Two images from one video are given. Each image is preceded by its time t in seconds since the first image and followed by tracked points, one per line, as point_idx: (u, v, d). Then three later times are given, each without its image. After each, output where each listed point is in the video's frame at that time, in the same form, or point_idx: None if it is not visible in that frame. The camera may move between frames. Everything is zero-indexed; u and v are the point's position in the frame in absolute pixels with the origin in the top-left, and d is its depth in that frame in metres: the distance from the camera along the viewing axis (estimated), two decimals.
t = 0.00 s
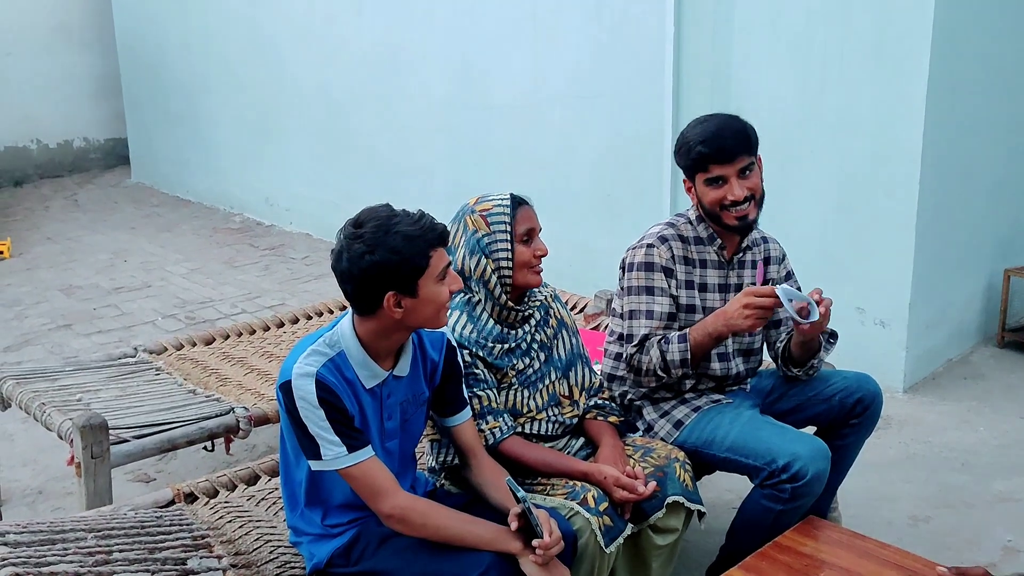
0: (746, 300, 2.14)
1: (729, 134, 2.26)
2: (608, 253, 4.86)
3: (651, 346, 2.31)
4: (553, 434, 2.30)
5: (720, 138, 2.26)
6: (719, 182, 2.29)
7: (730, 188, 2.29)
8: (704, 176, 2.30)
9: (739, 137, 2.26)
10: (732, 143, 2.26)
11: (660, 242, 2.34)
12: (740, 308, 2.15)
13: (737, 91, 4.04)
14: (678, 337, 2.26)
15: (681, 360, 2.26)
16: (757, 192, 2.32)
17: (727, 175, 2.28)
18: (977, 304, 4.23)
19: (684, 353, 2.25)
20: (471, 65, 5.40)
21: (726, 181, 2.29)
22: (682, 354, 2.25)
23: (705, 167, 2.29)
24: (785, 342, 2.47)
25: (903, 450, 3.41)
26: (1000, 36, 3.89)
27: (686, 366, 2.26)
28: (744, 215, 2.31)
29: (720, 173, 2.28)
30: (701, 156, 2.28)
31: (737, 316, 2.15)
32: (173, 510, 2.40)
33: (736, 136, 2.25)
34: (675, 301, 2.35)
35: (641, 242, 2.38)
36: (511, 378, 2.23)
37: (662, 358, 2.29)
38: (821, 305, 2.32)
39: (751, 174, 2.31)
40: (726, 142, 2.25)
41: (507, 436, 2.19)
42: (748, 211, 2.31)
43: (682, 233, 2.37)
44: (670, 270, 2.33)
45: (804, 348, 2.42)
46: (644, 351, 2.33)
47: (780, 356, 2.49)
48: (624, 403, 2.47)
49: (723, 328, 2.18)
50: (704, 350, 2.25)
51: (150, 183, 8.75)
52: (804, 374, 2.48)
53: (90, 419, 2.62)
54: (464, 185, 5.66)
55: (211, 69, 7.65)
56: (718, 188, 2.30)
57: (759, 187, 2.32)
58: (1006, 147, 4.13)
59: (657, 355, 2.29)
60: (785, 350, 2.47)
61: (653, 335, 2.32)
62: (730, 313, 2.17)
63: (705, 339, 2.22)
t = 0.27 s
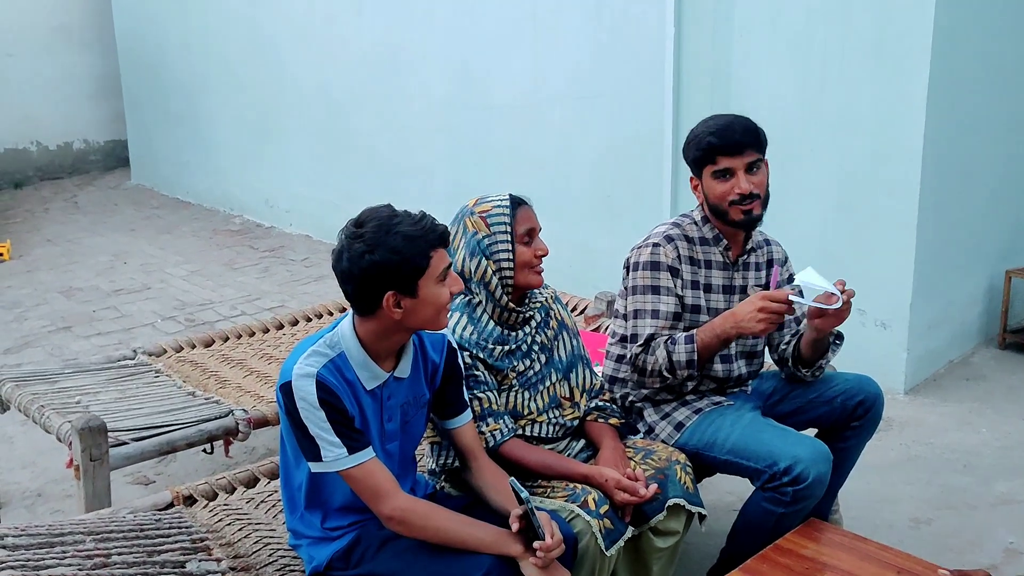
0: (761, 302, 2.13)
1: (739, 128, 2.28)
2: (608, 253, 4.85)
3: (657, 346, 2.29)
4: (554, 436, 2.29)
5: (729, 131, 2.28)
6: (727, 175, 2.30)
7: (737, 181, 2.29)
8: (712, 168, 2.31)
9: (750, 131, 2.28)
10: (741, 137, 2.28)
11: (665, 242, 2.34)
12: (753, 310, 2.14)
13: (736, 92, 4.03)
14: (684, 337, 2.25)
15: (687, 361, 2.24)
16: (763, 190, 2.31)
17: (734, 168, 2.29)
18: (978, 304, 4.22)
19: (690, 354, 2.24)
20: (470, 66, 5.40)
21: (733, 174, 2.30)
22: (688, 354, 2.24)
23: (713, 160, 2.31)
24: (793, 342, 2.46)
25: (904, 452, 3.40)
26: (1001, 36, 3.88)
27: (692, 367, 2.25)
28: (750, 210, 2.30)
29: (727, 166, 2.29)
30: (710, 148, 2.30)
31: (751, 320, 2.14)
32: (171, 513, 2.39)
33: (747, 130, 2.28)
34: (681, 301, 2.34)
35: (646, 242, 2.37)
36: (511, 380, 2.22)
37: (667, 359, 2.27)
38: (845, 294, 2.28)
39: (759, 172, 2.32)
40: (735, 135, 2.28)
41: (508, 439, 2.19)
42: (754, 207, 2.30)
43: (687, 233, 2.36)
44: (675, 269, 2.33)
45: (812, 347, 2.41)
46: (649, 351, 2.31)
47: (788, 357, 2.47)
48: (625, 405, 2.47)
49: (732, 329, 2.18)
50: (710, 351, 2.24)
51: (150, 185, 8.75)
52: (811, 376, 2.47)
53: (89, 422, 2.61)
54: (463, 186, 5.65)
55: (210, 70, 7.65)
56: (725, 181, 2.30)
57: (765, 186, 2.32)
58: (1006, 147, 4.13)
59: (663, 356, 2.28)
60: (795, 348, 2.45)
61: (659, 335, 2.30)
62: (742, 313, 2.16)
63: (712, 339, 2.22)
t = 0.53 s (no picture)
0: (760, 304, 2.13)
1: (762, 126, 2.32)
2: (608, 256, 4.85)
3: (651, 342, 2.30)
4: (553, 438, 2.29)
5: (752, 124, 2.33)
6: (738, 164, 2.34)
7: (745, 172, 2.32)
8: (727, 155, 2.36)
9: (773, 132, 2.32)
10: (761, 133, 2.32)
11: (664, 239, 2.34)
12: (752, 311, 2.14)
13: (735, 95, 4.05)
14: (680, 334, 2.25)
15: (681, 359, 2.25)
16: (767, 191, 2.33)
17: (747, 159, 2.33)
18: (977, 307, 4.23)
19: (685, 351, 2.24)
20: (470, 69, 5.41)
21: (744, 164, 2.33)
22: (683, 351, 2.24)
23: (729, 147, 2.35)
24: (794, 344, 2.47)
25: (903, 453, 3.41)
26: (999, 39, 3.89)
27: (687, 365, 2.25)
28: (749, 203, 2.31)
29: (741, 155, 2.33)
30: (729, 135, 2.34)
31: (746, 319, 2.14)
32: (172, 515, 2.39)
33: (771, 130, 2.32)
34: (677, 298, 2.34)
35: (645, 239, 2.37)
36: (510, 382, 2.23)
37: (662, 355, 2.28)
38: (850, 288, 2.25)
39: (768, 172, 2.34)
40: (755, 128, 2.32)
41: (507, 441, 2.19)
42: (753, 203, 2.32)
43: (687, 232, 2.37)
44: (673, 266, 2.33)
45: (813, 347, 2.41)
46: (644, 347, 2.32)
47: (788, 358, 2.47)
48: (624, 407, 2.47)
49: (729, 328, 2.18)
50: (704, 348, 2.24)
51: (149, 187, 8.76)
52: (812, 377, 2.47)
53: (90, 424, 2.61)
54: (463, 189, 5.66)
55: (210, 73, 7.66)
56: (734, 170, 2.34)
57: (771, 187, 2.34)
58: (1005, 149, 4.14)
59: (657, 352, 2.28)
60: (797, 349, 2.46)
61: (653, 331, 2.30)
62: (740, 313, 2.16)
63: (707, 337, 2.22)
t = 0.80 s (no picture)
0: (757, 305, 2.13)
1: (758, 130, 2.32)
2: (605, 259, 4.86)
3: (651, 346, 2.30)
4: (550, 441, 2.29)
5: (749, 129, 2.32)
6: (734, 170, 2.34)
7: (742, 178, 2.32)
8: (724, 162, 2.35)
9: (768, 135, 2.32)
10: (758, 138, 2.31)
11: (665, 243, 2.34)
12: (751, 314, 2.14)
13: (732, 98, 4.05)
14: (679, 338, 2.26)
15: (681, 362, 2.25)
16: (766, 196, 2.33)
17: (743, 165, 2.33)
18: (974, 309, 4.23)
19: (684, 355, 2.24)
20: (467, 72, 5.41)
21: (741, 170, 2.33)
22: (682, 355, 2.24)
23: (726, 153, 2.35)
24: (789, 344, 2.47)
25: (900, 456, 3.41)
26: (995, 42, 3.90)
27: (686, 369, 2.25)
28: (747, 211, 2.32)
29: (738, 161, 2.33)
30: (725, 141, 2.34)
31: (748, 327, 2.15)
32: (169, 518, 2.39)
33: (766, 134, 2.31)
34: (677, 302, 2.34)
35: (645, 242, 2.37)
36: (507, 385, 2.23)
37: (661, 359, 2.28)
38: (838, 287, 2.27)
39: (766, 177, 2.34)
40: (751, 134, 2.31)
41: (504, 444, 2.19)
42: (752, 209, 2.32)
43: (687, 235, 2.37)
44: (673, 270, 2.33)
45: (809, 347, 2.41)
46: (644, 350, 2.32)
47: (785, 359, 2.47)
48: (622, 409, 2.46)
49: (729, 330, 2.19)
50: (704, 353, 2.25)
51: (147, 190, 8.75)
52: (809, 378, 2.47)
53: (87, 427, 2.61)
54: (460, 192, 5.66)
55: (208, 75, 7.66)
56: (731, 176, 2.34)
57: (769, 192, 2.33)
58: (1002, 152, 4.14)
59: (657, 356, 2.28)
60: (793, 350, 2.46)
61: (654, 335, 2.30)
62: (739, 317, 2.16)
63: (706, 342, 2.23)
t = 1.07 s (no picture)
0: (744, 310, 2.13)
1: (756, 136, 2.32)
2: (602, 262, 4.86)
3: (647, 348, 2.30)
4: (546, 444, 2.29)
5: (746, 135, 2.32)
6: (732, 176, 2.34)
7: (740, 184, 2.33)
8: (721, 167, 2.36)
9: (766, 141, 2.32)
10: (755, 144, 2.32)
11: (663, 246, 2.35)
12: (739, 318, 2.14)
13: (728, 101, 4.06)
14: (675, 341, 2.26)
15: (677, 365, 2.25)
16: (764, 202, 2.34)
17: (741, 171, 2.33)
18: (970, 312, 4.24)
19: (680, 358, 2.25)
20: (464, 75, 5.42)
21: (738, 176, 2.33)
22: (678, 358, 2.25)
23: (724, 159, 2.35)
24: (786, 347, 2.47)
25: (896, 458, 3.42)
26: (991, 46, 3.91)
27: (682, 372, 2.26)
28: (744, 216, 2.32)
29: (735, 167, 2.33)
30: (723, 147, 2.34)
31: (739, 331, 2.14)
32: (164, 521, 2.39)
33: (763, 140, 2.32)
34: (675, 305, 2.35)
35: (643, 245, 2.38)
36: (503, 388, 2.23)
37: (658, 362, 2.28)
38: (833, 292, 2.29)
39: (764, 183, 2.34)
40: (748, 140, 2.32)
41: (500, 447, 2.18)
42: (749, 215, 2.33)
43: (684, 239, 2.37)
44: (671, 273, 2.33)
45: (806, 350, 2.42)
46: (640, 353, 2.33)
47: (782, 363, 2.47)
48: (618, 412, 2.47)
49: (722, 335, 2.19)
50: (701, 357, 2.25)
51: (143, 192, 8.75)
52: (805, 381, 2.47)
53: (83, 430, 2.61)
54: (457, 194, 5.67)
55: (204, 78, 7.66)
56: (728, 182, 2.34)
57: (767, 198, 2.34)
58: (998, 155, 4.16)
59: (653, 359, 2.29)
60: (790, 353, 2.46)
61: (651, 337, 2.31)
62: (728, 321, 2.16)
63: (703, 345, 2.23)
